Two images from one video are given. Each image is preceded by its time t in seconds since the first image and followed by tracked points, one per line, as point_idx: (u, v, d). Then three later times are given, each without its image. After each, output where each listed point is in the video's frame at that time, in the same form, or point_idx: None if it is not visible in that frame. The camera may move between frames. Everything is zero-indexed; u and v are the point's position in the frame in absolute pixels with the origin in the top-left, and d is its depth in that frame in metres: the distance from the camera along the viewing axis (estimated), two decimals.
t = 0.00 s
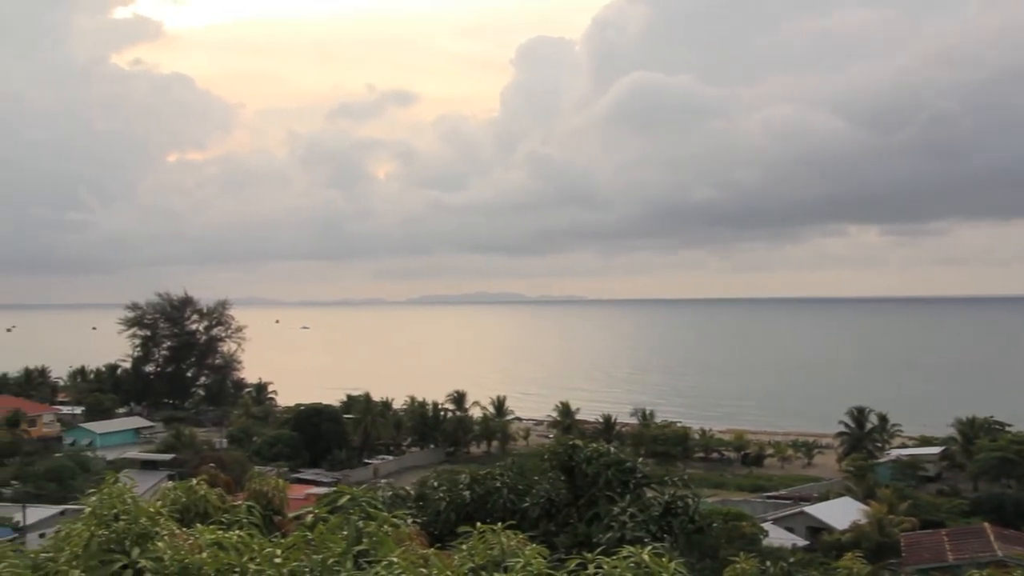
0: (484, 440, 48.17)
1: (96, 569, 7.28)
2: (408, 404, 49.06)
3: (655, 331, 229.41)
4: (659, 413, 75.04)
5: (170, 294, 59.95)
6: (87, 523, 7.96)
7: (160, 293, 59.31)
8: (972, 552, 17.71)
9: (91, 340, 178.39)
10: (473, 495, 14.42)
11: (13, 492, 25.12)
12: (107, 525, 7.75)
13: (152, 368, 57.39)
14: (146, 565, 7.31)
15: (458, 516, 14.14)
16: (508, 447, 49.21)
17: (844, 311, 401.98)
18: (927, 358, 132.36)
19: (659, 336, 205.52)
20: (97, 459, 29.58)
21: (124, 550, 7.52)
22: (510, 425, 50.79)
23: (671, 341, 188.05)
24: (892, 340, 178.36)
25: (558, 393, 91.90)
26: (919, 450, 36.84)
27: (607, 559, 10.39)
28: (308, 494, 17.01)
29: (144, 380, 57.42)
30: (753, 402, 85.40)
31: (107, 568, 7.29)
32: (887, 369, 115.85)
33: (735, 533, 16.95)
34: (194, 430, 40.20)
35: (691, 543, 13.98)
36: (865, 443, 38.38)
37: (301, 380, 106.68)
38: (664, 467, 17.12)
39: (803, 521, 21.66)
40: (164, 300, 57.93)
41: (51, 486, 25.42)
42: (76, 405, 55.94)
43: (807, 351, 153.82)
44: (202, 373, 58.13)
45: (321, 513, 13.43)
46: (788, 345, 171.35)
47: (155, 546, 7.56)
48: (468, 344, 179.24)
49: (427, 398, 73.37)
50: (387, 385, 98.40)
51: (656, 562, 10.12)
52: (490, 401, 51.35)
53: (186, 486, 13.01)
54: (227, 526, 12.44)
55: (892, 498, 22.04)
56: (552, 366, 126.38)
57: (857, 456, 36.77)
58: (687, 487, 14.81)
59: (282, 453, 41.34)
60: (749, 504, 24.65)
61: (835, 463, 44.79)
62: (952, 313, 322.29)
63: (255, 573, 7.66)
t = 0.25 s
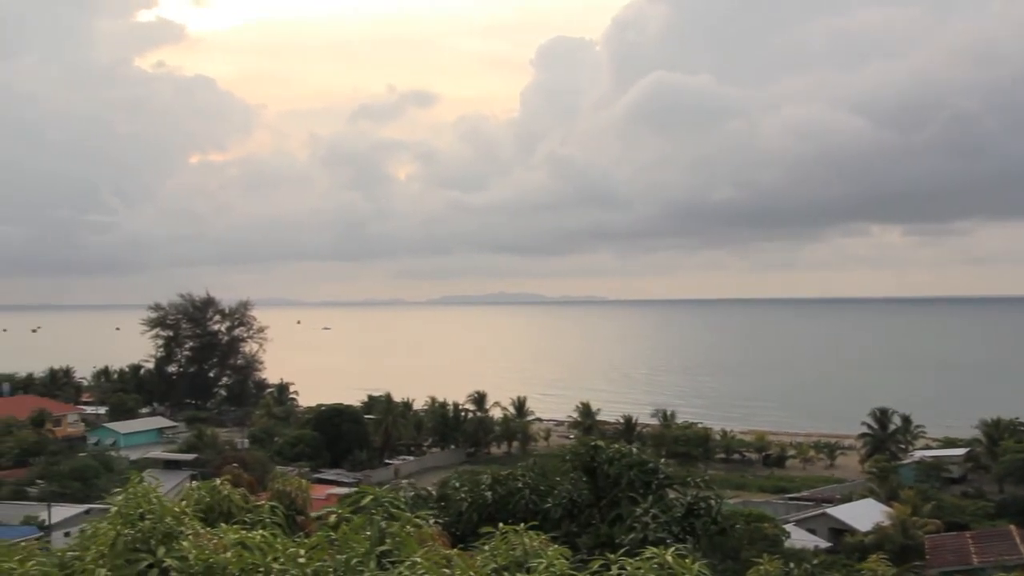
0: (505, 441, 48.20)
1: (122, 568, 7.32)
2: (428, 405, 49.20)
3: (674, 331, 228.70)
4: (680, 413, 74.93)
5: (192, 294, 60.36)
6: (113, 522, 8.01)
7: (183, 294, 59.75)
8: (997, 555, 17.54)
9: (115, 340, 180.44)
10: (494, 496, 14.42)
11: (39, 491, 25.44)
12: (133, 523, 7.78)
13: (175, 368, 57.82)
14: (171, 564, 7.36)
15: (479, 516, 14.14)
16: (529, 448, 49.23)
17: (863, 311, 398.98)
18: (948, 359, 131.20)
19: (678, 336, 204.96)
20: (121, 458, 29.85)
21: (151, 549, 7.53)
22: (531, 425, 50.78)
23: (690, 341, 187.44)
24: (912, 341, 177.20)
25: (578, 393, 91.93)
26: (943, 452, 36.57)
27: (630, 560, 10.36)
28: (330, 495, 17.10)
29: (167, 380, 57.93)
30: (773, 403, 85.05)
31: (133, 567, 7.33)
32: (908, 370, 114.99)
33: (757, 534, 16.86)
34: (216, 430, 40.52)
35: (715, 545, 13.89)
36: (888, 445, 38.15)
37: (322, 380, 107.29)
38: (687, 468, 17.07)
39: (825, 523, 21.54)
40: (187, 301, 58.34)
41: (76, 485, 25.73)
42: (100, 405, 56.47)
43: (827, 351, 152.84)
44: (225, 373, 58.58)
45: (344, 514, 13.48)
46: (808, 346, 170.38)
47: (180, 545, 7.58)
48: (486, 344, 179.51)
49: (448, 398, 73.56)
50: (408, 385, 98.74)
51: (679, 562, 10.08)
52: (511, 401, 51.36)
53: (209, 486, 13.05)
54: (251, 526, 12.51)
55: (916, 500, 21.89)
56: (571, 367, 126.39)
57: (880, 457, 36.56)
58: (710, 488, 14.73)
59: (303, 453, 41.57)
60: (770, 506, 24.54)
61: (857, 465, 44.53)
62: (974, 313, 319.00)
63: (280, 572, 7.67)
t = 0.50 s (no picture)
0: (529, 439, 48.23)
1: (153, 564, 7.27)
2: (452, 403, 49.27)
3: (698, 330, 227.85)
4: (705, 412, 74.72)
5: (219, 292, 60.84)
6: (141, 517, 7.88)
7: (209, 292, 60.26)
8: None
9: (143, 338, 182.52)
10: (521, 494, 14.41)
11: (68, 487, 25.74)
12: (163, 519, 7.65)
13: (202, 366, 58.35)
14: (201, 560, 7.26)
15: (506, 515, 14.14)
16: (554, 447, 49.19)
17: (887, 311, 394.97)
18: (976, 359, 129.55)
19: (701, 335, 204.29)
20: (150, 455, 30.14)
21: (180, 545, 7.45)
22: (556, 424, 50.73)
23: (713, 340, 186.65)
24: (939, 341, 175.23)
25: (602, 392, 91.79)
26: (973, 452, 36.18)
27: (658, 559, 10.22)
28: (357, 492, 17.19)
29: (194, 378, 58.41)
30: (800, 403, 84.53)
31: (163, 563, 7.26)
32: (934, 370, 113.82)
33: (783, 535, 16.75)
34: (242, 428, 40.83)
35: (741, 544, 13.83)
36: (916, 445, 37.93)
37: (346, 378, 107.91)
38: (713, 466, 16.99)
39: (852, 523, 21.34)
40: (213, 299, 58.76)
41: (105, 482, 26.00)
42: (128, 402, 57.13)
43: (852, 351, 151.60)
44: (251, 371, 58.89)
45: (371, 511, 13.50)
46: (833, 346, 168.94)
47: (210, 541, 7.49)
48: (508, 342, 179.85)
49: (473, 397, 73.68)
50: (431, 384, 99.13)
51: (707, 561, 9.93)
52: (535, 400, 51.33)
53: (238, 482, 13.07)
54: (279, 523, 12.54)
55: (945, 501, 21.68)
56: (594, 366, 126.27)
57: (908, 457, 36.29)
58: (737, 487, 14.64)
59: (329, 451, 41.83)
60: (797, 505, 24.40)
61: (885, 465, 44.15)
62: (1004, 314, 314.53)
63: (308, 570, 7.57)
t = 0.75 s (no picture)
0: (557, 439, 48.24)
1: (186, 562, 7.28)
2: (480, 403, 49.37)
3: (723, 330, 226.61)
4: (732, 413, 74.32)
5: (249, 292, 61.34)
6: (174, 514, 7.92)
7: (239, 291, 60.71)
8: None
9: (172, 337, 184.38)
10: (549, 494, 14.39)
11: (100, 485, 26.08)
12: (196, 516, 7.70)
13: (231, 365, 59.00)
14: (232, 558, 7.27)
15: (534, 514, 14.14)
16: (581, 447, 49.17)
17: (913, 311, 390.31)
18: (1006, 360, 127.72)
19: (727, 335, 203.17)
20: (181, 454, 30.45)
21: (212, 543, 7.48)
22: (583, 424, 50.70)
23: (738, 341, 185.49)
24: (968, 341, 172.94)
25: (628, 392, 91.57)
26: (1006, 454, 35.74)
27: (689, 561, 10.13)
28: (385, 492, 17.27)
29: (223, 377, 59.06)
30: (828, 404, 83.83)
31: (196, 561, 7.28)
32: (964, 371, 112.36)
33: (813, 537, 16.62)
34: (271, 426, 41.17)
35: (772, 545, 13.75)
36: (947, 447, 37.58)
37: (372, 377, 108.52)
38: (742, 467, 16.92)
39: (882, 526, 21.17)
40: (243, 298, 59.19)
41: (136, 480, 26.32)
42: (159, 401, 57.83)
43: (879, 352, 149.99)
44: (279, 370, 59.30)
45: (400, 510, 13.55)
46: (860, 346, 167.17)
47: (241, 539, 7.52)
48: (531, 342, 179.98)
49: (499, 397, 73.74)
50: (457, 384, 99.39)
51: (738, 562, 9.83)
52: (563, 400, 51.32)
53: (268, 480, 13.16)
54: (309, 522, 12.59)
55: (977, 504, 21.43)
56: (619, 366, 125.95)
57: (939, 459, 35.98)
58: (766, 489, 14.58)
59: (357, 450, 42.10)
60: (826, 507, 24.23)
61: (916, 467, 43.72)
62: None
63: (339, 569, 7.56)
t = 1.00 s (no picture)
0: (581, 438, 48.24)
1: (213, 558, 7.24)
2: (505, 401, 49.53)
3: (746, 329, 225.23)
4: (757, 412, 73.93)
5: (274, 290, 61.69)
6: (204, 511, 7.93)
7: (265, 289, 61.08)
8: None
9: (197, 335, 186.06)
10: (575, 492, 14.39)
11: (127, 482, 26.41)
12: (223, 513, 7.72)
13: (257, 363, 59.49)
14: (260, 554, 7.24)
15: (560, 513, 14.14)
16: (606, 445, 49.13)
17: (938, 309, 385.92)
18: None
19: (749, 334, 202.07)
20: (207, 451, 30.72)
21: (240, 540, 7.44)
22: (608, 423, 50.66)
23: (760, 339, 184.42)
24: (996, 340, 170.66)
25: (651, 391, 91.33)
26: None
27: (717, 560, 10.04)
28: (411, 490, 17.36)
29: (249, 374, 59.57)
30: (854, 403, 83.17)
31: (225, 557, 7.24)
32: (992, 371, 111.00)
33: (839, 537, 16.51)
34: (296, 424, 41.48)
35: (799, 545, 13.69)
36: (975, 447, 37.19)
37: (396, 375, 109.04)
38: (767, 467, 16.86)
39: (910, 526, 21.04)
40: (269, 296, 59.48)
41: (163, 477, 26.62)
42: (185, 398, 58.46)
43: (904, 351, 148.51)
44: (305, 368, 59.78)
45: (427, 507, 13.60)
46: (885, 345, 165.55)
47: (269, 536, 7.49)
48: (552, 341, 179.99)
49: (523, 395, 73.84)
50: (479, 382, 99.58)
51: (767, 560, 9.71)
52: (588, 398, 51.28)
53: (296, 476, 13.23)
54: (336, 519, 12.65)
55: (1007, 504, 21.21)
56: (640, 364, 125.63)
57: (967, 458, 35.63)
58: (792, 489, 14.51)
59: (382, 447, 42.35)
60: (853, 507, 24.10)
61: (944, 467, 43.30)
62: None
63: (367, 566, 7.53)
